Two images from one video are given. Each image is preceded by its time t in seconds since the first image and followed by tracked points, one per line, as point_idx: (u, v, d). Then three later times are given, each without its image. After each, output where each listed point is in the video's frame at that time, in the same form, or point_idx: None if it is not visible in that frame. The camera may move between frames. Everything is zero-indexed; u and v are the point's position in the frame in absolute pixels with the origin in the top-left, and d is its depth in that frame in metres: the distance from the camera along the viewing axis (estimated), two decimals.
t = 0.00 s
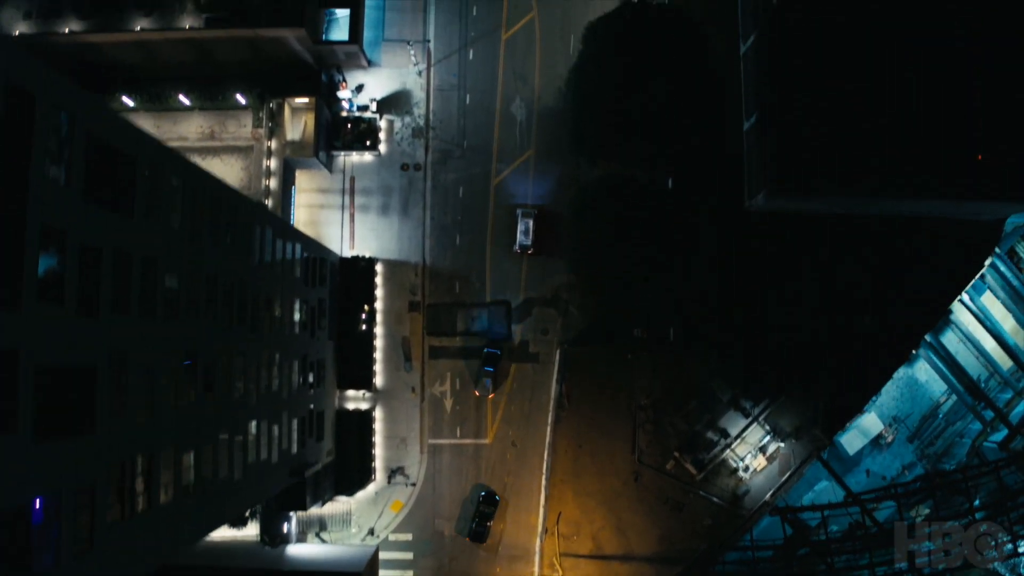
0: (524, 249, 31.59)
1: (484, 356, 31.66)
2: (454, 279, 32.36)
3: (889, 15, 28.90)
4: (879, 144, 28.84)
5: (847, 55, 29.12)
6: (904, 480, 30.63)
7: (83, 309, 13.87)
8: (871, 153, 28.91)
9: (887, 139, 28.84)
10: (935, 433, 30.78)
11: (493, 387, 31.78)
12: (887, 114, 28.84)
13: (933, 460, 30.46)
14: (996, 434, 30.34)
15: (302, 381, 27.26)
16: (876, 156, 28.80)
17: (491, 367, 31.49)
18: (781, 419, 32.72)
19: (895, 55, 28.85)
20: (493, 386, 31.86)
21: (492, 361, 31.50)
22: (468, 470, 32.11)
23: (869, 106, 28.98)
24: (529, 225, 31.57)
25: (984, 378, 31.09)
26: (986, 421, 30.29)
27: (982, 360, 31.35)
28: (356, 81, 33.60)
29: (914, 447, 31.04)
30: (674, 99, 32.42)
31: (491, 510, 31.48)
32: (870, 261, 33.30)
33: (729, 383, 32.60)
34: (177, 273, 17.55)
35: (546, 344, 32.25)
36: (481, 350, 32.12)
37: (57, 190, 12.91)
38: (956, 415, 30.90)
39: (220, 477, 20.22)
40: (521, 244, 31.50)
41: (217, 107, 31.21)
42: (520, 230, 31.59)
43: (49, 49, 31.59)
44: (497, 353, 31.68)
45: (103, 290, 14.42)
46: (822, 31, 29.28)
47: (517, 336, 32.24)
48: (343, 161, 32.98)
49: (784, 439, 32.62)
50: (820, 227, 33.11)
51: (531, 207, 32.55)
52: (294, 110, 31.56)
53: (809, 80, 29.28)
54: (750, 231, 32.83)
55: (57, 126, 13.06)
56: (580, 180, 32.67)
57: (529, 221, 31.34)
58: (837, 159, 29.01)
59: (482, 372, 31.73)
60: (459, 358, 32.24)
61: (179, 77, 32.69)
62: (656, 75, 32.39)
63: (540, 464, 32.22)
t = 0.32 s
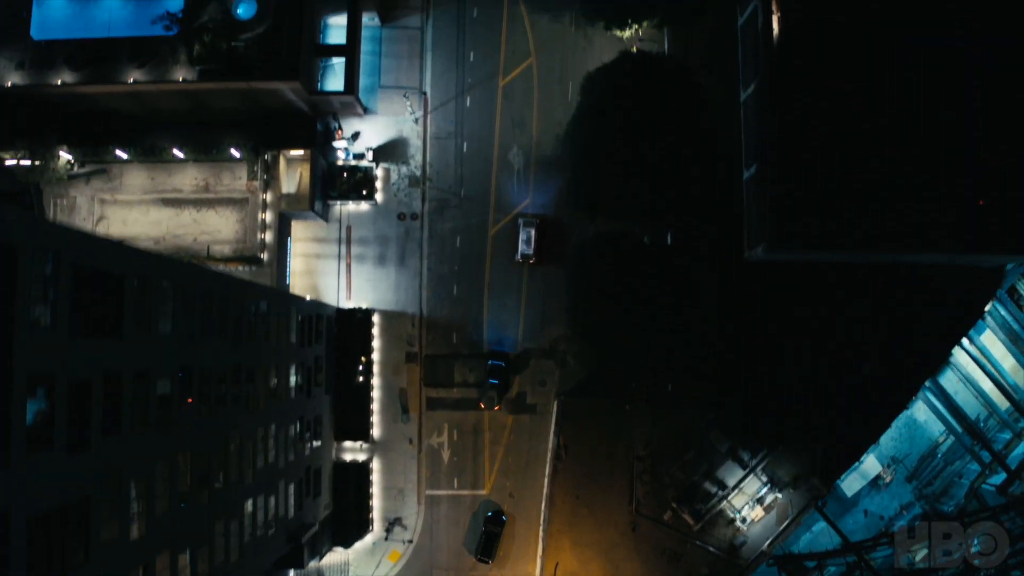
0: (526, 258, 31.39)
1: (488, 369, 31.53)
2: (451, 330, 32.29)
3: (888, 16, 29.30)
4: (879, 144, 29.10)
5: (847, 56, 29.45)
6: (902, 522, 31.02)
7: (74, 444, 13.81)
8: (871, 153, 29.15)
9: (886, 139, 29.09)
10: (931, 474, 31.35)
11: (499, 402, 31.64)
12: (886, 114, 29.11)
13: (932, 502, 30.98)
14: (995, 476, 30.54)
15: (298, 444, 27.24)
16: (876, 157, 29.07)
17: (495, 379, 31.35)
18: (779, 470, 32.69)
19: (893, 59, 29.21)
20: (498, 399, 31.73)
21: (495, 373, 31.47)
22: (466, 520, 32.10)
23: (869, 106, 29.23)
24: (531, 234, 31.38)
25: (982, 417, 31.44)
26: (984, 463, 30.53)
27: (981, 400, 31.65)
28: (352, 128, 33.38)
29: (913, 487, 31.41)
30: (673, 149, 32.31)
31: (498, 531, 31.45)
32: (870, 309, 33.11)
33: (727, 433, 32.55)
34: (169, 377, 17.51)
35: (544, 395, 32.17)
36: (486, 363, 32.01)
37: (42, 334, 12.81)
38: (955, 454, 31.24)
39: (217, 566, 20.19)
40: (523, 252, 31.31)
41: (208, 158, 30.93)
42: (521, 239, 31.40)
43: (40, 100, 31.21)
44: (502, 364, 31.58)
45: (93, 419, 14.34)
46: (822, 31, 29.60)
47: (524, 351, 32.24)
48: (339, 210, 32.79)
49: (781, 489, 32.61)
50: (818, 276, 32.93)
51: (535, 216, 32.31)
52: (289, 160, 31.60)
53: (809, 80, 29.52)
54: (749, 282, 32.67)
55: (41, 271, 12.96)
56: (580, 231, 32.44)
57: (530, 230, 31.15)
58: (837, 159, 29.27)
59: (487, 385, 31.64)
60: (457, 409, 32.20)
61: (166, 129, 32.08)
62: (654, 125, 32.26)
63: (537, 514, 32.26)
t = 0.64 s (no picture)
0: (530, 269, 31.56)
1: (494, 382, 31.67)
2: (451, 385, 32.21)
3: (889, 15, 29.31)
4: (879, 144, 29.35)
5: (847, 57, 29.54)
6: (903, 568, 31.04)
7: None
8: (871, 153, 29.42)
9: (886, 139, 29.35)
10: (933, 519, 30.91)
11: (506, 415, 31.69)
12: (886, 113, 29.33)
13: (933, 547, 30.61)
14: (995, 522, 30.05)
15: (298, 512, 27.27)
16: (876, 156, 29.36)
17: (501, 391, 31.51)
18: (778, 523, 32.69)
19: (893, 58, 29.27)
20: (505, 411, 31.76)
21: (502, 386, 31.56)
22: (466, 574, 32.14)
23: (869, 107, 29.40)
24: (534, 244, 31.59)
25: (983, 459, 30.59)
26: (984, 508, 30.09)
27: (982, 443, 30.79)
28: (350, 179, 33.08)
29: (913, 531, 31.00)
30: (673, 202, 32.15)
31: (507, 549, 31.57)
32: (871, 362, 32.97)
33: (726, 486, 32.55)
34: (167, 488, 17.51)
35: (543, 450, 32.18)
36: (492, 374, 32.15)
37: (38, 487, 12.78)
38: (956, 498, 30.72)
39: None
40: (527, 263, 31.43)
41: (205, 216, 30.45)
42: (525, 250, 31.55)
43: (34, 153, 30.73)
44: (507, 377, 31.75)
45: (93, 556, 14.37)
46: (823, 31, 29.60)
47: (531, 365, 32.27)
48: (338, 263, 32.54)
49: (780, 542, 32.59)
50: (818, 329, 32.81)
51: (538, 226, 32.37)
52: (287, 217, 31.21)
53: (810, 81, 29.60)
54: (748, 336, 32.52)
55: (36, 423, 12.98)
56: (582, 286, 32.26)
57: (533, 241, 31.29)
58: (837, 160, 29.51)
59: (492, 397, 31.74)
60: (456, 464, 32.15)
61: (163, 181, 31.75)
62: (654, 179, 32.13)
63: (537, 567, 32.25)
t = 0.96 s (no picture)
0: (534, 280, 31.78)
1: (500, 395, 31.76)
2: (452, 441, 32.20)
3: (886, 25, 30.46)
4: (879, 144, 30.73)
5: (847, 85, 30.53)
6: None
7: None
8: (871, 153, 30.74)
9: (886, 139, 30.75)
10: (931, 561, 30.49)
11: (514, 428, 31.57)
12: (886, 113, 30.75)
13: None
14: (996, 569, 29.30)
15: None
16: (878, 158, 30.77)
17: (507, 405, 31.49)
18: None
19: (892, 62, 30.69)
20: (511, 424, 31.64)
21: (508, 400, 31.60)
22: None
23: (869, 107, 30.68)
24: (538, 256, 31.81)
25: (982, 501, 29.66)
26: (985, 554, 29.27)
27: (982, 486, 29.82)
28: (350, 234, 32.84)
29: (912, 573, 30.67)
30: (674, 259, 32.04)
31: (517, 566, 32.09)
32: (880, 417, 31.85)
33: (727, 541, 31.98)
34: None
35: (544, 506, 32.23)
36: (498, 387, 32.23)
37: None
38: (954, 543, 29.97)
39: None
40: (531, 275, 31.68)
41: (206, 277, 30.47)
42: (529, 262, 31.78)
43: (32, 211, 30.43)
44: (514, 391, 31.79)
45: None
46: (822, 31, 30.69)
47: (538, 375, 32.22)
48: (338, 318, 32.43)
49: None
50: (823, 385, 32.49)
51: (543, 238, 32.44)
52: (287, 276, 30.98)
53: (811, 85, 30.51)
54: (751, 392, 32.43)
55: None
56: (584, 346, 32.25)
57: (537, 252, 31.54)
58: (837, 160, 30.67)
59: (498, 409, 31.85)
60: (457, 519, 32.16)
61: (164, 237, 31.68)
62: (656, 236, 32.01)
63: None
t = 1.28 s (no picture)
0: (539, 290, 31.75)
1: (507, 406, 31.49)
2: (453, 496, 32.16)
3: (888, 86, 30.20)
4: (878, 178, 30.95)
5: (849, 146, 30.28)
6: None
7: None
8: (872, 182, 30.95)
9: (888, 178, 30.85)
10: None
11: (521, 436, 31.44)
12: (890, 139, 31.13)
13: None
14: None
15: None
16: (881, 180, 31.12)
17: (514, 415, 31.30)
18: None
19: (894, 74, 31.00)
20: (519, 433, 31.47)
21: (515, 410, 31.35)
22: None
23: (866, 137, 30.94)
24: (543, 265, 31.73)
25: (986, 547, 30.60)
26: None
27: (985, 532, 30.75)
28: (351, 288, 32.79)
29: None
30: (677, 315, 31.77)
31: None
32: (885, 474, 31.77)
33: None
34: None
35: (546, 561, 32.21)
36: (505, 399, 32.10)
37: None
38: None
39: None
40: (536, 285, 31.64)
41: (206, 338, 30.18)
42: (533, 271, 31.71)
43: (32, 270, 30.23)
44: (520, 401, 31.66)
45: None
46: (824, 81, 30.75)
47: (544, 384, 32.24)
48: (339, 374, 32.39)
49: None
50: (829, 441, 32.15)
51: (548, 247, 32.35)
52: (288, 334, 30.66)
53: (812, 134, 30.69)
54: (757, 449, 31.96)
55: None
56: (584, 405, 32.19)
57: (542, 261, 31.46)
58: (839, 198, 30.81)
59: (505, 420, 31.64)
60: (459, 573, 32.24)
61: (161, 288, 31.31)
62: (658, 291, 31.73)
63: None
